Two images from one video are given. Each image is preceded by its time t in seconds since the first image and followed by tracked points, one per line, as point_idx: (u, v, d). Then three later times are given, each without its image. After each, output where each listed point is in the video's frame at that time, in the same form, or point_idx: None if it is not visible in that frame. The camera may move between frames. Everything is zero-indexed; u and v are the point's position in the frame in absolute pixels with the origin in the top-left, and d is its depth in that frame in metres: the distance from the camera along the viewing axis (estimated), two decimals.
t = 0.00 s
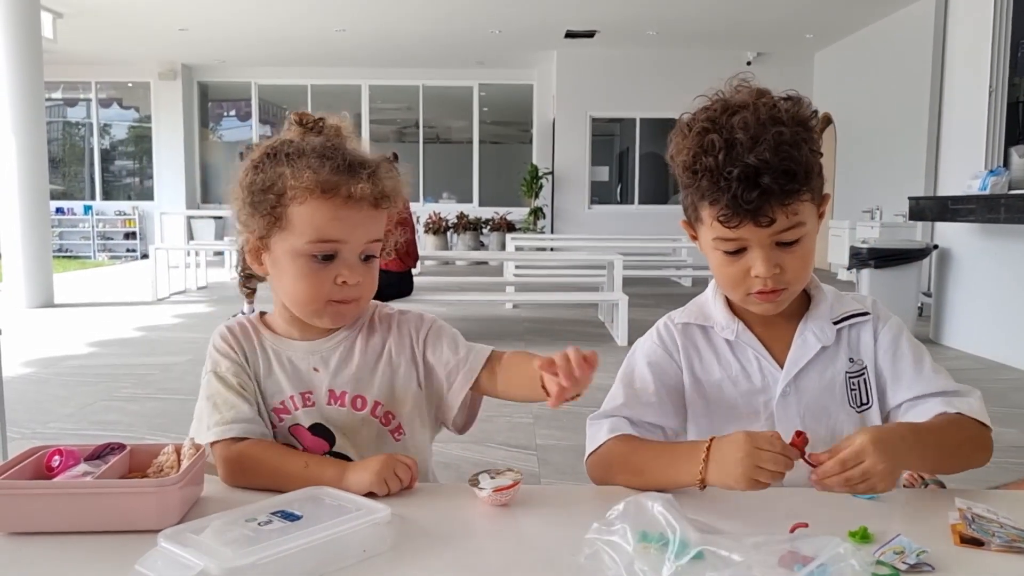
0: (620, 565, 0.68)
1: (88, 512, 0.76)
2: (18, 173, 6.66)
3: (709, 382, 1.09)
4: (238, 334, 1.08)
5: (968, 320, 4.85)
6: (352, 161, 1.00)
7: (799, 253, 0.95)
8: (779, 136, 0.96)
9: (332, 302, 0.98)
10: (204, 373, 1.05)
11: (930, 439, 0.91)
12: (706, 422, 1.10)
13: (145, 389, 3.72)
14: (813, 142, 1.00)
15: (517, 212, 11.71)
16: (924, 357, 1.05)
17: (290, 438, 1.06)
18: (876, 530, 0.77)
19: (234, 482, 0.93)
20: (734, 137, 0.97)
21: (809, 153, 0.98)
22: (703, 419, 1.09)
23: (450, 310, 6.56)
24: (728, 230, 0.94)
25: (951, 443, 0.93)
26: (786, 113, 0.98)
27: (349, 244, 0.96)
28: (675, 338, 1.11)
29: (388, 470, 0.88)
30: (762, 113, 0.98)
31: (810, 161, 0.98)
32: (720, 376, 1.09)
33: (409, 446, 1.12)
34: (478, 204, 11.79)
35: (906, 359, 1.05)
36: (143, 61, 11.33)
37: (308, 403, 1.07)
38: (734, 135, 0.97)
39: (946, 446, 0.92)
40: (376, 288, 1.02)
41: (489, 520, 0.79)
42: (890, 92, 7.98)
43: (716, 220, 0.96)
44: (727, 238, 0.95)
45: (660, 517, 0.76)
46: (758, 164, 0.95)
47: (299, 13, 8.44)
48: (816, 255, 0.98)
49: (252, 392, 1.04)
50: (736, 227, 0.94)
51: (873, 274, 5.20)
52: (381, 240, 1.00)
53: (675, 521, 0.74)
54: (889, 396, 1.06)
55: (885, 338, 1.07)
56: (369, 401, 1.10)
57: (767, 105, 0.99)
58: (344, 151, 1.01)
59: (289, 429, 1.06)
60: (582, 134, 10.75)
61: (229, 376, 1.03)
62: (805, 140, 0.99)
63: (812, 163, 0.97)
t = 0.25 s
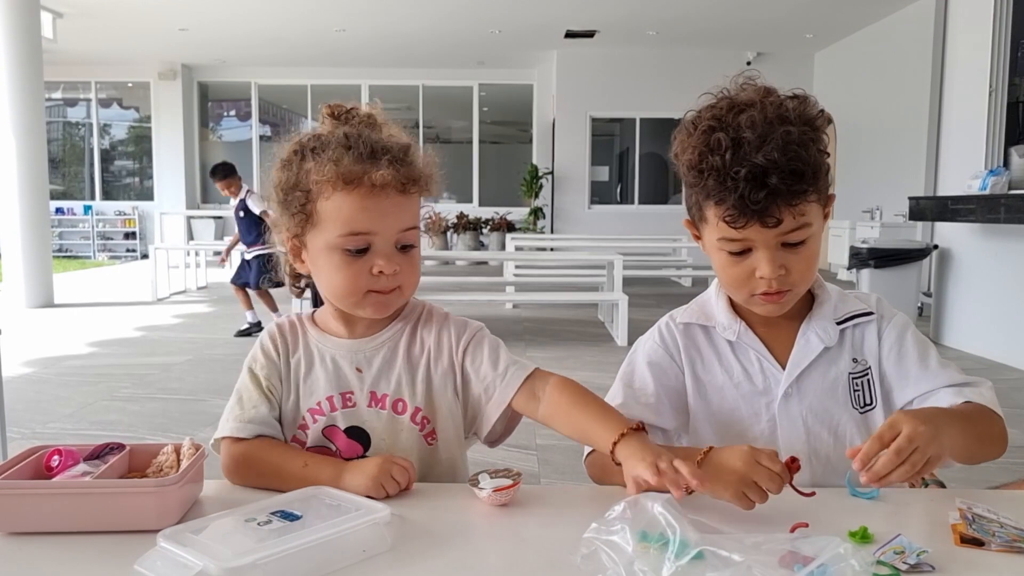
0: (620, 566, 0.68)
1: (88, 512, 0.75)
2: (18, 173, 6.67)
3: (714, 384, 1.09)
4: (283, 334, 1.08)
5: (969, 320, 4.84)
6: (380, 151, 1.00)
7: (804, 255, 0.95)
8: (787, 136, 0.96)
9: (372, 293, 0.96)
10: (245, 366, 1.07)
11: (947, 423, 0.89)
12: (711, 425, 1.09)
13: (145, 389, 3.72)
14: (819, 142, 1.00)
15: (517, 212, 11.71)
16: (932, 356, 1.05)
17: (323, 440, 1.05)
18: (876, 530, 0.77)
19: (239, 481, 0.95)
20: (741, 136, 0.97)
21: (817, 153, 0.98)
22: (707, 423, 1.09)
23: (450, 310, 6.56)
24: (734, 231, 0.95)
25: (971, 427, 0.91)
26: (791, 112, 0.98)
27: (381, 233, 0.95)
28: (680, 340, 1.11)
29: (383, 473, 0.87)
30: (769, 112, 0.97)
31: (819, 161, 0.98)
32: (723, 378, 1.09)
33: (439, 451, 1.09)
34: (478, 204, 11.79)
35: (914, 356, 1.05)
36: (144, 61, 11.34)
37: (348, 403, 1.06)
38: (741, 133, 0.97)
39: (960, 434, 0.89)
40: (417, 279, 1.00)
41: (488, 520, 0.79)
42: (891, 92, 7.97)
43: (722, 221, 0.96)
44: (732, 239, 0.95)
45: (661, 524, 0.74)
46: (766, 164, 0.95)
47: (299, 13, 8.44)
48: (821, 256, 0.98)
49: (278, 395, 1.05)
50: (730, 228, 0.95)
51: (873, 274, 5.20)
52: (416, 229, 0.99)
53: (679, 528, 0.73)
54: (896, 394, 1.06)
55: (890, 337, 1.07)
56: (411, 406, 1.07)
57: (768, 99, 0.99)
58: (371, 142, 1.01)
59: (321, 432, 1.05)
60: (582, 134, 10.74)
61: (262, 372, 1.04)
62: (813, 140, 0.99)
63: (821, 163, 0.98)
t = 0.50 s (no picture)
0: (618, 566, 0.68)
1: (86, 510, 0.75)
2: (18, 172, 6.67)
3: (717, 382, 1.10)
4: (295, 335, 1.07)
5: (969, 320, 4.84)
6: (385, 148, 0.99)
7: (828, 254, 0.95)
8: (827, 133, 0.97)
9: (384, 294, 0.96)
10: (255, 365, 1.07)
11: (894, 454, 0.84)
12: (712, 424, 1.10)
13: (145, 388, 3.72)
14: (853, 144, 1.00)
15: (516, 212, 11.72)
16: (924, 349, 1.03)
17: (335, 439, 1.05)
18: (875, 529, 0.77)
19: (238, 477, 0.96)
20: (780, 129, 0.97)
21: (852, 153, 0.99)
22: (708, 422, 1.10)
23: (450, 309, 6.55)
24: (762, 227, 0.94)
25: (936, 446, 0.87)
26: (830, 110, 0.99)
27: (390, 234, 0.94)
28: (685, 337, 1.11)
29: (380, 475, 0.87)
30: (805, 107, 0.98)
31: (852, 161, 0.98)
32: (725, 376, 1.09)
33: (458, 454, 1.09)
34: (477, 204, 11.80)
35: (897, 346, 1.03)
36: (143, 60, 11.34)
37: (366, 403, 1.05)
38: (780, 126, 0.97)
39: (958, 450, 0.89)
40: (431, 277, 1.00)
41: (487, 520, 0.79)
42: (890, 92, 7.97)
43: (753, 216, 0.95)
44: (758, 235, 0.95)
45: (657, 527, 0.72)
46: (802, 160, 0.95)
47: (299, 13, 8.44)
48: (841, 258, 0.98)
49: (288, 398, 1.05)
50: (755, 222, 0.95)
51: (872, 274, 5.20)
52: (427, 228, 0.98)
53: (678, 531, 0.71)
54: (888, 387, 1.04)
55: (882, 331, 1.04)
56: (429, 407, 1.07)
57: (804, 97, 0.99)
58: (376, 139, 1.00)
59: (337, 431, 1.05)
60: (582, 133, 10.75)
61: (271, 374, 1.04)
62: (847, 139, 0.99)
63: (854, 164, 0.98)
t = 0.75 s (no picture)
0: (617, 566, 0.68)
1: (84, 509, 0.75)
2: (16, 170, 6.66)
3: (719, 378, 1.10)
4: (291, 331, 1.07)
5: (968, 319, 4.85)
6: (371, 153, 0.99)
7: (836, 257, 0.95)
8: (842, 137, 0.97)
9: (371, 298, 0.97)
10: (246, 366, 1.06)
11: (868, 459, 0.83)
12: (713, 422, 1.10)
13: (143, 387, 3.72)
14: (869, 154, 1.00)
15: (515, 211, 11.71)
16: (917, 351, 1.02)
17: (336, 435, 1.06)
18: (874, 529, 0.77)
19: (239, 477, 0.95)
20: (795, 130, 0.96)
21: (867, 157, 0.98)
22: (709, 418, 1.10)
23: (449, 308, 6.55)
24: (771, 229, 0.94)
25: (912, 450, 0.86)
26: (848, 114, 0.98)
27: (376, 239, 0.95)
28: (688, 333, 1.11)
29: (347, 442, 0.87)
30: (823, 108, 0.97)
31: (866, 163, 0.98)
32: (726, 373, 1.09)
33: (458, 456, 1.11)
34: (476, 203, 11.79)
35: (900, 350, 1.02)
36: (142, 58, 11.32)
37: (365, 398, 1.06)
38: (794, 127, 0.97)
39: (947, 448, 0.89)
40: (419, 278, 1.01)
41: (486, 519, 0.79)
42: (888, 92, 7.98)
43: (761, 216, 0.95)
44: (767, 235, 0.95)
45: (659, 528, 0.72)
46: (814, 164, 0.95)
47: (298, 11, 8.43)
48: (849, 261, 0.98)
49: (281, 399, 1.05)
50: (766, 223, 0.95)
51: (871, 273, 5.20)
52: (414, 231, 0.99)
53: (680, 532, 0.71)
54: (889, 390, 1.03)
55: (886, 332, 1.04)
56: (430, 402, 1.09)
57: (816, 96, 0.99)
58: (362, 143, 1.00)
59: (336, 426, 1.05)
60: (581, 132, 10.74)
61: (265, 375, 1.04)
62: (864, 142, 0.99)
63: (868, 170, 0.98)
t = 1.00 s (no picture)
0: (614, 565, 0.68)
1: (79, 507, 0.75)
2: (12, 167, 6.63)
3: (717, 377, 1.10)
4: (281, 322, 1.20)
5: (965, 317, 4.86)
6: (351, 164, 1.04)
7: (835, 262, 0.94)
8: (845, 140, 0.96)
9: (348, 303, 1.04)
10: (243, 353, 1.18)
11: (868, 447, 0.83)
12: (712, 421, 1.10)
13: (140, 384, 3.71)
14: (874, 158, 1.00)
15: (513, 209, 11.69)
16: (929, 356, 1.03)
17: (320, 427, 1.15)
18: (872, 527, 0.77)
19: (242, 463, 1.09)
20: (798, 132, 0.96)
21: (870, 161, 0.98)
22: (707, 416, 1.10)
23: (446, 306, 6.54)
24: (770, 228, 0.94)
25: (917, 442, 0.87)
26: (853, 117, 0.98)
27: (350, 248, 1.01)
28: (687, 332, 1.12)
29: (315, 374, 0.92)
30: (829, 111, 0.97)
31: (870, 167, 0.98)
32: (725, 370, 1.10)
33: (440, 450, 1.17)
34: (474, 201, 11.77)
35: (910, 358, 1.03)
36: (139, 56, 11.28)
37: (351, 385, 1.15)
38: (798, 129, 0.96)
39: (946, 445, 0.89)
40: (396, 285, 1.07)
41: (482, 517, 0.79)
42: (886, 90, 7.98)
43: (760, 216, 0.95)
44: (766, 236, 0.95)
45: (658, 526, 0.73)
46: (817, 167, 0.94)
47: (295, 8, 8.41)
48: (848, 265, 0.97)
49: (276, 378, 1.16)
50: (769, 225, 0.94)
51: (869, 271, 5.20)
52: (393, 241, 1.04)
53: (678, 530, 0.71)
54: (896, 395, 1.04)
55: (893, 336, 1.05)
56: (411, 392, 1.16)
57: (817, 97, 0.99)
58: (346, 154, 1.05)
59: (323, 420, 1.14)
60: (579, 130, 10.73)
61: (261, 360, 1.15)
62: (868, 147, 0.98)
63: (872, 175, 0.97)
